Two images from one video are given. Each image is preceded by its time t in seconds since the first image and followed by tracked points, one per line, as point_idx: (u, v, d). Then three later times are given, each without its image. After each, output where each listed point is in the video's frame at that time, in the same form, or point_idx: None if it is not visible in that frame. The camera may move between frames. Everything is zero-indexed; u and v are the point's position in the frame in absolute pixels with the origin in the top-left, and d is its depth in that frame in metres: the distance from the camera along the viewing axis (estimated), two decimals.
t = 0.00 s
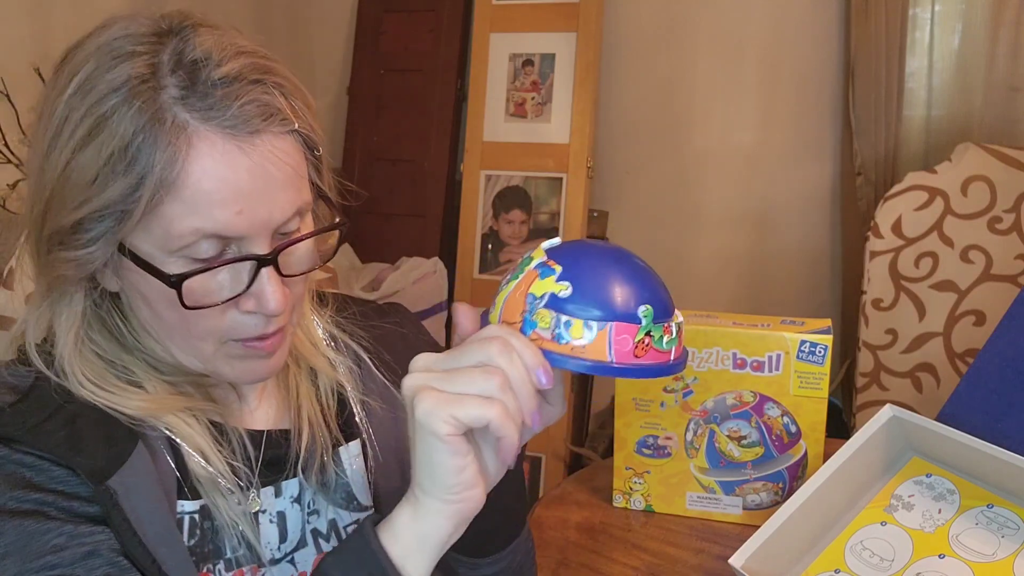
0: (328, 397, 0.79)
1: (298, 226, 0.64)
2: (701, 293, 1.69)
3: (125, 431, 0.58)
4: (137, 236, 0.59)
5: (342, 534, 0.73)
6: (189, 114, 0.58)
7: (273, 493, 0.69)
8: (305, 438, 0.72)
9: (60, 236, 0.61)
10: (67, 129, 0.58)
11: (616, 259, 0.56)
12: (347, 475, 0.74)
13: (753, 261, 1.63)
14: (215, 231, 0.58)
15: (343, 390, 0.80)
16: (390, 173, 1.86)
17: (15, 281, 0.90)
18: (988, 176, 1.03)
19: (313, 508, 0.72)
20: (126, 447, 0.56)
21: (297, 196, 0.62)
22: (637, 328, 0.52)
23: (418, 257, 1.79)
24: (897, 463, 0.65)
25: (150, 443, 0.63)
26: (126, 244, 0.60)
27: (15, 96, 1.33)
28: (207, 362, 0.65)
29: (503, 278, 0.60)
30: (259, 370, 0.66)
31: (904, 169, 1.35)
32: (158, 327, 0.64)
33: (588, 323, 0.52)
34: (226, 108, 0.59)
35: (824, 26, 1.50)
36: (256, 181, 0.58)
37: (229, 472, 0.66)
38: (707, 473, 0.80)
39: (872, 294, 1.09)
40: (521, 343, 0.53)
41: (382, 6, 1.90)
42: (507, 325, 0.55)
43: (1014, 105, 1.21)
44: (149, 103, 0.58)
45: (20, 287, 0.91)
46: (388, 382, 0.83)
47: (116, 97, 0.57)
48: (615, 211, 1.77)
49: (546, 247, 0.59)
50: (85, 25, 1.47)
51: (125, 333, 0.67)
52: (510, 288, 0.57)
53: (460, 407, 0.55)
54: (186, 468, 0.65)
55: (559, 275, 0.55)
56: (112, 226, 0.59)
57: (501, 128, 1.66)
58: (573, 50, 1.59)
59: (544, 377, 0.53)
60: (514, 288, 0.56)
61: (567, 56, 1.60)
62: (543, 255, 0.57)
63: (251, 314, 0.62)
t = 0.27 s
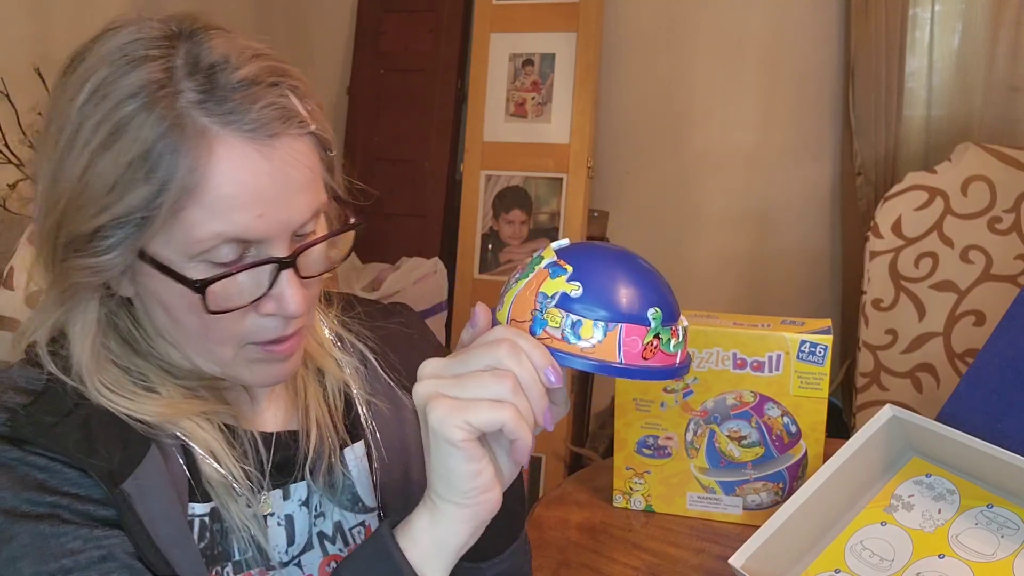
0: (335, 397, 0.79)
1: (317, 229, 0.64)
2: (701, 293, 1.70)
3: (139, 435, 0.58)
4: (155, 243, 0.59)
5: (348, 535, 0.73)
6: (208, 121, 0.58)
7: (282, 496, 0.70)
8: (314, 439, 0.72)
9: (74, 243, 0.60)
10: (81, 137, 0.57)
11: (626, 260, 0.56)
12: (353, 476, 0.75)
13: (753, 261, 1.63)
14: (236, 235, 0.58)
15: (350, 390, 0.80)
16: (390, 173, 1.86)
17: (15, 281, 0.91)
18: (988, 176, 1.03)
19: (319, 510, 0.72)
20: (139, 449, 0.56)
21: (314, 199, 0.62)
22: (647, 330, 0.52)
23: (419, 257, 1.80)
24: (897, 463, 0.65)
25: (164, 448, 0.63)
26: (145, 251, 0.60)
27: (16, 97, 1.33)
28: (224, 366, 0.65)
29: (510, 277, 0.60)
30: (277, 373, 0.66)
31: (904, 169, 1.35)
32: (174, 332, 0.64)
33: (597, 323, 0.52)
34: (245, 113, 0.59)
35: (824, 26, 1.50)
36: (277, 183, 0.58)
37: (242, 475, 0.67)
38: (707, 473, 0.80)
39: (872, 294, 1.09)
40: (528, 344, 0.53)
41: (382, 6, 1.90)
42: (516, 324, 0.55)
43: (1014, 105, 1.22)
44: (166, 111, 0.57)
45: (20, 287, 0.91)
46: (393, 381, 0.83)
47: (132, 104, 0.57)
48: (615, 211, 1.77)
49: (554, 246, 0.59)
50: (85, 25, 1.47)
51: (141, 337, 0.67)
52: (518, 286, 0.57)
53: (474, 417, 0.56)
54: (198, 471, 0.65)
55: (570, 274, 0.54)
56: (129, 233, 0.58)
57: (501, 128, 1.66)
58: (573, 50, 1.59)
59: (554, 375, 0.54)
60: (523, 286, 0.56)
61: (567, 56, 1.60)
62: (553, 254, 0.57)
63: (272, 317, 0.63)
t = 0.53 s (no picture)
0: (348, 401, 0.80)
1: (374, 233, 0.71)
2: (701, 293, 1.70)
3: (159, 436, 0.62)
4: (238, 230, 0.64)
5: (350, 544, 0.75)
6: (298, 118, 0.65)
7: (292, 503, 0.72)
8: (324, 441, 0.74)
9: (156, 231, 0.65)
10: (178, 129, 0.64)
11: (625, 253, 0.56)
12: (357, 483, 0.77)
13: (753, 261, 1.63)
14: (320, 219, 0.64)
15: (362, 394, 0.82)
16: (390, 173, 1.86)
17: (15, 281, 0.90)
18: (988, 176, 1.03)
19: (324, 517, 0.74)
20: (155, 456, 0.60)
21: (382, 198, 0.69)
22: (655, 322, 0.53)
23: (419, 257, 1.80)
24: (897, 463, 0.65)
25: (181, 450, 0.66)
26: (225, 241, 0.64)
27: (16, 97, 1.33)
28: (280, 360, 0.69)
29: (509, 278, 0.59)
30: (329, 369, 0.70)
31: (904, 169, 1.35)
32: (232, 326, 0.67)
33: (604, 317, 0.52)
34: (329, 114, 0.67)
35: (824, 26, 1.50)
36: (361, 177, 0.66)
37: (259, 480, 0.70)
38: (707, 473, 0.80)
39: (872, 294, 1.09)
40: (535, 383, 0.53)
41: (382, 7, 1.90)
42: (521, 324, 0.54)
43: (1014, 105, 1.22)
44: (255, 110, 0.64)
45: (20, 286, 0.90)
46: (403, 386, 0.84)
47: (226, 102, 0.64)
48: (615, 211, 1.77)
49: (551, 244, 0.59)
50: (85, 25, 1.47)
51: (197, 334, 0.71)
52: (519, 286, 0.57)
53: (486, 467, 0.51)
54: (214, 475, 0.68)
55: (572, 271, 0.55)
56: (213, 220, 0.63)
57: (501, 128, 1.66)
58: (573, 50, 1.59)
59: (563, 407, 0.53)
60: (525, 286, 0.56)
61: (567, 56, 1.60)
62: (552, 251, 0.58)
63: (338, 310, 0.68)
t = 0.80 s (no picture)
0: (362, 403, 0.83)
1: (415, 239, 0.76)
2: (701, 293, 1.69)
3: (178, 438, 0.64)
4: (306, 222, 0.66)
5: (359, 545, 0.76)
6: (368, 117, 0.68)
7: (305, 506, 0.74)
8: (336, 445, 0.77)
9: (218, 219, 0.66)
10: (251, 118, 0.64)
11: (611, 266, 0.57)
12: (365, 485, 0.78)
13: (753, 261, 1.63)
14: (382, 216, 0.67)
15: (375, 398, 0.84)
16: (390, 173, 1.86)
17: (15, 281, 0.91)
18: (988, 176, 1.03)
19: (332, 520, 0.76)
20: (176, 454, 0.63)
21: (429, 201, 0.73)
22: (635, 338, 0.54)
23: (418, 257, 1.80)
24: (897, 463, 0.65)
25: (201, 450, 0.70)
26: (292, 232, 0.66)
27: (16, 96, 1.33)
28: (322, 357, 0.70)
29: (497, 286, 0.61)
30: (364, 367, 0.73)
31: (904, 169, 1.35)
32: (278, 318, 0.69)
33: (582, 332, 0.53)
34: (392, 117, 0.70)
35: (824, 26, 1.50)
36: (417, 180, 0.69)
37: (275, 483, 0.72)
38: (707, 473, 0.80)
39: (872, 294, 1.09)
40: None
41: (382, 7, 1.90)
42: (499, 334, 0.56)
43: (1014, 105, 1.22)
44: (331, 106, 0.66)
45: (20, 286, 0.91)
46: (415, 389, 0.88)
47: (304, 94, 0.65)
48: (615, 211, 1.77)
49: (541, 253, 0.61)
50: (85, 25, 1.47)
51: (241, 325, 0.72)
52: (502, 295, 0.59)
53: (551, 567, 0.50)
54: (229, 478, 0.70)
55: (553, 282, 0.56)
56: (279, 212, 0.65)
57: (501, 128, 1.66)
58: (573, 50, 1.59)
59: None
60: (507, 295, 0.58)
61: (567, 56, 1.60)
62: (537, 261, 0.59)
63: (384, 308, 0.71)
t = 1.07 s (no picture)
0: (368, 403, 0.83)
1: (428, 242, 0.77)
2: (701, 293, 1.69)
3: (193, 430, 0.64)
4: (323, 225, 0.66)
5: (363, 544, 0.76)
6: (384, 121, 0.68)
7: (310, 505, 0.74)
8: (342, 445, 0.77)
9: (233, 221, 0.66)
10: (268, 120, 0.64)
11: (605, 261, 0.57)
12: (368, 483, 0.78)
13: (753, 261, 1.63)
14: (397, 217, 0.67)
15: (380, 398, 0.85)
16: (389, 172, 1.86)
17: (15, 281, 0.91)
18: (988, 176, 1.03)
19: (336, 519, 0.75)
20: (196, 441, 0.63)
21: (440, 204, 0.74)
22: (631, 332, 0.54)
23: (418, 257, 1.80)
24: (897, 463, 0.65)
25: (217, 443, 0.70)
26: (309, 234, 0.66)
27: (16, 96, 1.33)
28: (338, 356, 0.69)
29: (490, 284, 0.61)
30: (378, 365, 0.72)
31: (904, 168, 1.35)
32: (292, 318, 0.68)
33: (580, 327, 0.53)
34: (407, 121, 0.71)
35: (824, 26, 1.50)
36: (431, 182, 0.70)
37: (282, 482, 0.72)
38: (707, 473, 0.80)
39: (872, 294, 1.09)
40: None
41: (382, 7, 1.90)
42: (496, 332, 0.56)
43: (1014, 105, 1.22)
44: (348, 110, 0.66)
45: (20, 286, 0.91)
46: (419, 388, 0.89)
47: (321, 98, 0.65)
48: (615, 211, 1.77)
49: (534, 249, 0.61)
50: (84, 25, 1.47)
51: (256, 325, 0.73)
52: (498, 292, 0.59)
53: None
54: (241, 476, 0.71)
55: (548, 278, 0.56)
56: (296, 215, 0.65)
57: (501, 128, 1.66)
58: (573, 50, 1.59)
59: None
60: (502, 293, 0.58)
61: (567, 56, 1.60)
62: (531, 258, 0.59)
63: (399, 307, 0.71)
